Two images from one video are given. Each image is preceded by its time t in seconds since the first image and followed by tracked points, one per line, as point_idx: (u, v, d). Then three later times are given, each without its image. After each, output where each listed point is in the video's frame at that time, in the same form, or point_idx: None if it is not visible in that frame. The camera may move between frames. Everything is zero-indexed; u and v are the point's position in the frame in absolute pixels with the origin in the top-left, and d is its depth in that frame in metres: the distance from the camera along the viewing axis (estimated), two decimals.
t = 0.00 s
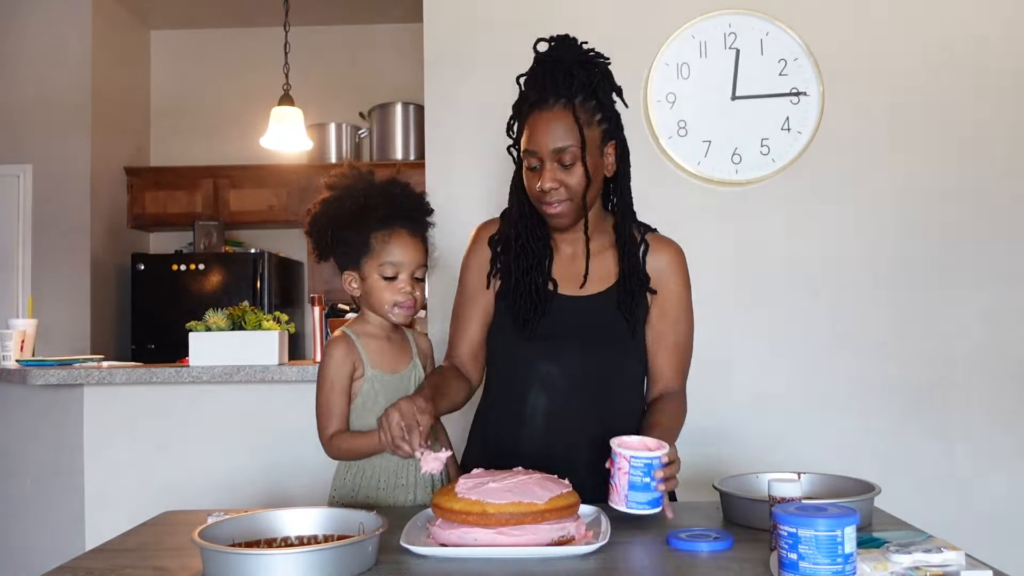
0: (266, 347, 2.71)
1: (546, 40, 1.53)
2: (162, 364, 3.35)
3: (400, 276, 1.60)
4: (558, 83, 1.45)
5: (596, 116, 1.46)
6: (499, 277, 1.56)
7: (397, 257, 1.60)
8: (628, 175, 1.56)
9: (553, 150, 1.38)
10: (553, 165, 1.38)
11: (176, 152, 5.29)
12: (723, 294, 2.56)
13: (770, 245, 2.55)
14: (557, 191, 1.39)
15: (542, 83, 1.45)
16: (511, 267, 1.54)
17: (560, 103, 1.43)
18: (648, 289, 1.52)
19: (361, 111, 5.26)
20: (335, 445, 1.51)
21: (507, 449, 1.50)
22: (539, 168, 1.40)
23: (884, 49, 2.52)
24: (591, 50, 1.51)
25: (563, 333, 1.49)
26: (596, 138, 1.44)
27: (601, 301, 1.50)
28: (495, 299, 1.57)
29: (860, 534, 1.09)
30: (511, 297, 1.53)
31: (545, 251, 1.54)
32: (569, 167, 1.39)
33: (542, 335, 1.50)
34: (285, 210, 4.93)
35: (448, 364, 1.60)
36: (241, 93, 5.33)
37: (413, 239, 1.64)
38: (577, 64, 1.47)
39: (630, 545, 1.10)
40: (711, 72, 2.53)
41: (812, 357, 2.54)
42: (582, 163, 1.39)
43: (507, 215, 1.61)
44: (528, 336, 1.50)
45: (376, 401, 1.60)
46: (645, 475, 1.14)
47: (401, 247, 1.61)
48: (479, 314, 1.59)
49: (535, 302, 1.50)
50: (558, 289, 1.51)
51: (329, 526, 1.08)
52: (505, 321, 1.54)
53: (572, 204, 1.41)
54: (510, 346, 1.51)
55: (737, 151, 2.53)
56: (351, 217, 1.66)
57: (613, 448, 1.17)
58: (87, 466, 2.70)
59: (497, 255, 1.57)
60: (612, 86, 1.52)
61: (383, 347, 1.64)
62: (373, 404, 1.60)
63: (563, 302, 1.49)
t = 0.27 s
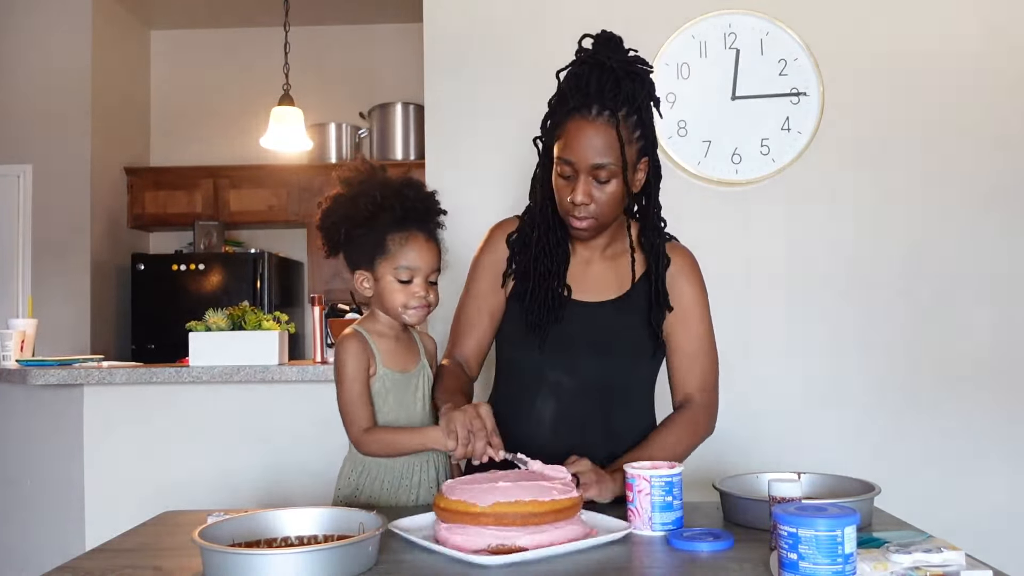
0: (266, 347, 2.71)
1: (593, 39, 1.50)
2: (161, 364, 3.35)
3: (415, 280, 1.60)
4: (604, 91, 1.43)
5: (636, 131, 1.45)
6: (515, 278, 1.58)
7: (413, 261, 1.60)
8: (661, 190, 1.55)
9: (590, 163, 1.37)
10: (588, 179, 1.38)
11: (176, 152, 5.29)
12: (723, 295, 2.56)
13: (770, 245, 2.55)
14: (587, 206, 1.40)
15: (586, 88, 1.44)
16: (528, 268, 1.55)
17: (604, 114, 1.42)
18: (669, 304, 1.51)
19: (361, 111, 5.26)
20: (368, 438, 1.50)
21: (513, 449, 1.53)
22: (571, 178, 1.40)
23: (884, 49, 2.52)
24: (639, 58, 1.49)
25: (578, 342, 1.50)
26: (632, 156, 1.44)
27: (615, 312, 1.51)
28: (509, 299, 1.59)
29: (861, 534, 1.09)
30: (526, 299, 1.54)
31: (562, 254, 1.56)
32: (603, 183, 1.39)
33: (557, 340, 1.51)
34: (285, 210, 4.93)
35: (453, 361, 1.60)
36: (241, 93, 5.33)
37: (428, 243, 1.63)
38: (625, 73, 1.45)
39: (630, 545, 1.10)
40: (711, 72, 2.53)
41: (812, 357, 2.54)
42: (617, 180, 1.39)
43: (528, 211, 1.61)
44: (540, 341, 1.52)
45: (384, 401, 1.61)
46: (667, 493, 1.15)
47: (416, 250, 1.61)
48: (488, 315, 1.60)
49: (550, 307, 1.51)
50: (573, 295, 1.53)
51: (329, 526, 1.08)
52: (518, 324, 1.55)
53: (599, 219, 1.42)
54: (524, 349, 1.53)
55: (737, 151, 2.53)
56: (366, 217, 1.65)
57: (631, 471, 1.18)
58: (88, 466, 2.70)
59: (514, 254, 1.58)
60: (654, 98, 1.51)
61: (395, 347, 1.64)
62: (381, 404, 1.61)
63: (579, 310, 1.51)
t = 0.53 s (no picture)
0: (266, 347, 2.71)
1: (617, 36, 1.49)
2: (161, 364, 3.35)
3: (410, 281, 1.60)
4: (631, 90, 1.43)
5: (659, 131, 1.45)
6: (524, 274, 1.56)
7: (409, 261, 1.60)
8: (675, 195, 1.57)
9: (614, 162, 1.38)
10: (611, 178, 1.38)
11: (176, 152, 5.29)
12: (723, 295, 2.56)
13: (770, 245, 2.55)
14: (607, 204, 1.40)
15: (612, 86, 1.43)
16: (540, 265, 1.54)
17: (630, 113, 1.42)
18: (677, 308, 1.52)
19: (362, 111, 5.26)
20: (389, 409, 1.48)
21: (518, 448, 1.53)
22: (593, 175, 1.40)
23: (883, 49, 2.52)
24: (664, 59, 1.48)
25: (588, 342, 1.50)
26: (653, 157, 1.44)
27: (623, 314, 1.51)
28: (518, 295, 1.57)
29: (860, 534, 1.09)
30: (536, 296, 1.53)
31: (574, 250, 1.55)
32: (625, 182, 1.39)
33: (567, 340, 1.51)
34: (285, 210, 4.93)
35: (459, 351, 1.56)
36: (241, 93, 5.33)
37: (423, 245, 1.64)
38: (652, 73, 1.45)
39: (630, 545, 1.10)
40: (711, 72, 2.53)
41: (812, 357, 2.54)
42: (640, 180, 1.40)
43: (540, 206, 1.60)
44: (550, 340, 1.51)
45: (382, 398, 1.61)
46: (666, 493, 1.16)
47: (412, 251, 1.61)
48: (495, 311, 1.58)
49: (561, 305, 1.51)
50: (583, 296, 1.52)
51: (329, 525, 1.08)
52: (529, 322, 1.54)
53: (617, 217, 1.43)
54: (533, 348, 1.52)
55: (737, 151, 2.53)
56: (361, 217, 1.64)
57: (631, 470, 1.18)
58: (88, 466, 2.70)
59: (525, 250, 1.56)
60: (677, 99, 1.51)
61: (389, 346, 1.64)
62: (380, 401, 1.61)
63: (588, 310, 1.51)
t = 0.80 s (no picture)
0: (266, 347, 2.71)
1: (607, 38, 1.50)
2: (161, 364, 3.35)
3: (413, 278, 1.61)
4: (617, 90, 1.43)
5: (647, 132, 1.45)
6: (520, 273, 1.56)
7: (411, 259, 1.60)
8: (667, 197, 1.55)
9: (600, 162, 1.37)
10: (597, 178, 1.38)
11: (176, 152, 5.29)
12: (722, 295, 2.56)
13: (769, 245, 2.55)
14: (593, 205, 1.40)
15: (599, 87, 1.43)
16: (535, 265, 1.54)
17: (616, 113, 1.42)
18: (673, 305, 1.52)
19: (361, 111, 5.26)
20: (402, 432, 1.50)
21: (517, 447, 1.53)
22: (580, 176, 1.40)
23: (883, 49, 2.52)
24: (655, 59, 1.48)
25: (586, 339, 1.50)
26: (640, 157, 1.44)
27: (620, 312, 1.51)
28: (514, 294, 1.57)
29: (860, 534, 1.09)
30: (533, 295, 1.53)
31: (569, 251, 1.55)
32: (612, 183, 1.39)
33: (564, 338, 1.51)
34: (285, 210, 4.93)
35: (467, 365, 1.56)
36: (241, 93, 5.33)
37: (424, 241, 1.64)
38: (640, 74, 1.44)
39: (629, 545, 1.10)
40: (711, 72, 2.53)
41: (812, 357, 2.54)
42: (626, 180, 1.39)
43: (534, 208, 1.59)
44: (548, 337, 1.51)
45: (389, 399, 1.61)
46: (666, 493, 1.15)
47: (414, 249, 1.61)
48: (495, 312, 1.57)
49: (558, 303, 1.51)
50: (578, 293, 1.52)
51: (329, 526, 1.08)
52: (525, 320, 1.54)
53: (604, 218, 1.43)
54: (531, 346, 1.52)
55: (737, 151, 2.53)
56: (360, 218, 1.65)
57: (631, 471, 1.18)
58: (88, 466, 2.70)
59: (521, 250, 1.56)
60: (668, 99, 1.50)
61: (396, 346, 1.64)
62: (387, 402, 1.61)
63: (585, 308, 1.51)
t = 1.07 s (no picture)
0: (266, 347, 2.71)
1: (574, 41, 1.51)
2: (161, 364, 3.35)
3: (421, 273, 1.61)
4: (596, 85, 1.45)
5: (630, 122, 1.46)
6: (515, 276, 1.55)
7: (417, 254, 1.61)
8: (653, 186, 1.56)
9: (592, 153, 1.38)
10: (591, 169, 1.38)
11: (176, 152, 5.29)
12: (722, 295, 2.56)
13: (770, 245, 2.55)
14: (592, 196, 1.39)
15: (576, 84, 1.45)
16: (529, 268, 1.53)
17: (599, 106, 1.43)
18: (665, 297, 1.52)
19: (361, 111, 5.26)
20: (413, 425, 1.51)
21: (513, 447, 1.52)
22: (573, 171, 1.40)
23: (884, 49, 2.52)
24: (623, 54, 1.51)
25: (579, 338, 1.50)
26: (627, 145, 1.45)
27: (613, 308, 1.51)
28: (508, 294, 1.56)
29: (860, 534, 1.09)
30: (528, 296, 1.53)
31: (562, 252, 1.54)
32: (606, 172, 1.39)
33: (559, 336, 1.51)
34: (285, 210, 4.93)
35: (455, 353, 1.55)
36: (241, 93, 5.33)
37: (429, 238, 1.65)
38: (614, 67, 1.47)
39: (629, 545, 1.10)
40: (711, 72, 2.53)
41: (812, 357, 2.54)
42: (619, 168, 1.40)
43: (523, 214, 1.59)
44: (542, 337, 1.51)
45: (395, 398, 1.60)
46: (658, 458, 1.16)
47: (419, 245, 1.62)
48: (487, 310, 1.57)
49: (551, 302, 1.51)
50: (573, 291, 1.52)
51: (329, 526, 1.08)
52: (518, 321, 1.54)
53: (603, 209, 1.42)
54: (525, 346, 1.52)
55: (737, 151, 2.53)
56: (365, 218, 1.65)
57: (623, 432, 1.17)
58: (88, 466, 2.70)
59: (513, 253, 1.56)
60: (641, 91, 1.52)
61: (403, 344, 1.64)
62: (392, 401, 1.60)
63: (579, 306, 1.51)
